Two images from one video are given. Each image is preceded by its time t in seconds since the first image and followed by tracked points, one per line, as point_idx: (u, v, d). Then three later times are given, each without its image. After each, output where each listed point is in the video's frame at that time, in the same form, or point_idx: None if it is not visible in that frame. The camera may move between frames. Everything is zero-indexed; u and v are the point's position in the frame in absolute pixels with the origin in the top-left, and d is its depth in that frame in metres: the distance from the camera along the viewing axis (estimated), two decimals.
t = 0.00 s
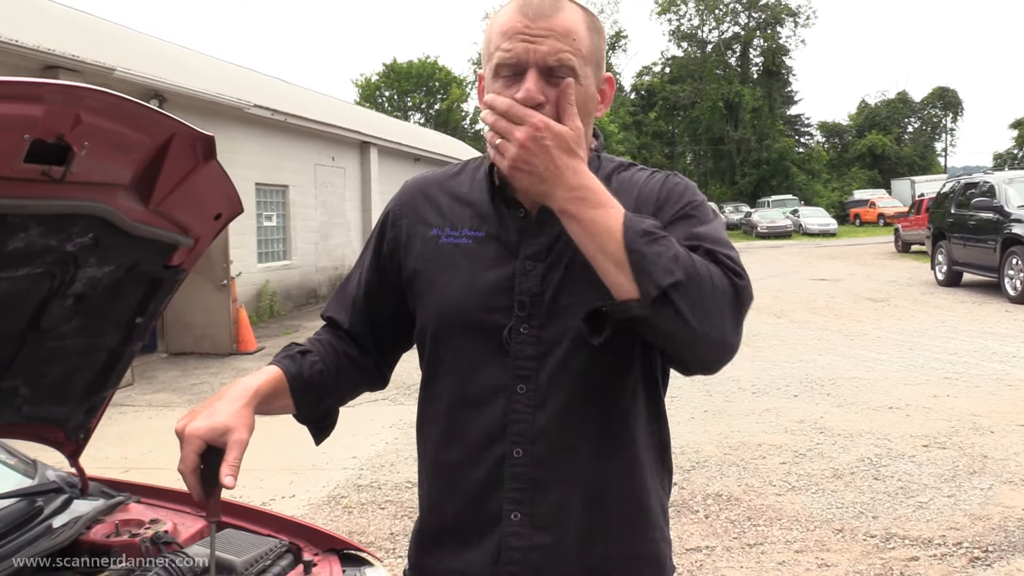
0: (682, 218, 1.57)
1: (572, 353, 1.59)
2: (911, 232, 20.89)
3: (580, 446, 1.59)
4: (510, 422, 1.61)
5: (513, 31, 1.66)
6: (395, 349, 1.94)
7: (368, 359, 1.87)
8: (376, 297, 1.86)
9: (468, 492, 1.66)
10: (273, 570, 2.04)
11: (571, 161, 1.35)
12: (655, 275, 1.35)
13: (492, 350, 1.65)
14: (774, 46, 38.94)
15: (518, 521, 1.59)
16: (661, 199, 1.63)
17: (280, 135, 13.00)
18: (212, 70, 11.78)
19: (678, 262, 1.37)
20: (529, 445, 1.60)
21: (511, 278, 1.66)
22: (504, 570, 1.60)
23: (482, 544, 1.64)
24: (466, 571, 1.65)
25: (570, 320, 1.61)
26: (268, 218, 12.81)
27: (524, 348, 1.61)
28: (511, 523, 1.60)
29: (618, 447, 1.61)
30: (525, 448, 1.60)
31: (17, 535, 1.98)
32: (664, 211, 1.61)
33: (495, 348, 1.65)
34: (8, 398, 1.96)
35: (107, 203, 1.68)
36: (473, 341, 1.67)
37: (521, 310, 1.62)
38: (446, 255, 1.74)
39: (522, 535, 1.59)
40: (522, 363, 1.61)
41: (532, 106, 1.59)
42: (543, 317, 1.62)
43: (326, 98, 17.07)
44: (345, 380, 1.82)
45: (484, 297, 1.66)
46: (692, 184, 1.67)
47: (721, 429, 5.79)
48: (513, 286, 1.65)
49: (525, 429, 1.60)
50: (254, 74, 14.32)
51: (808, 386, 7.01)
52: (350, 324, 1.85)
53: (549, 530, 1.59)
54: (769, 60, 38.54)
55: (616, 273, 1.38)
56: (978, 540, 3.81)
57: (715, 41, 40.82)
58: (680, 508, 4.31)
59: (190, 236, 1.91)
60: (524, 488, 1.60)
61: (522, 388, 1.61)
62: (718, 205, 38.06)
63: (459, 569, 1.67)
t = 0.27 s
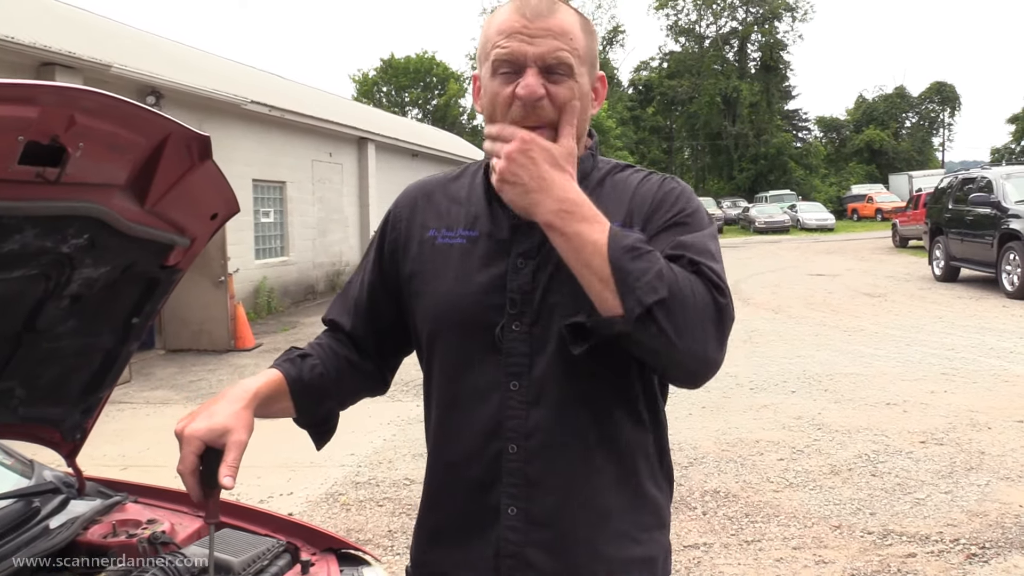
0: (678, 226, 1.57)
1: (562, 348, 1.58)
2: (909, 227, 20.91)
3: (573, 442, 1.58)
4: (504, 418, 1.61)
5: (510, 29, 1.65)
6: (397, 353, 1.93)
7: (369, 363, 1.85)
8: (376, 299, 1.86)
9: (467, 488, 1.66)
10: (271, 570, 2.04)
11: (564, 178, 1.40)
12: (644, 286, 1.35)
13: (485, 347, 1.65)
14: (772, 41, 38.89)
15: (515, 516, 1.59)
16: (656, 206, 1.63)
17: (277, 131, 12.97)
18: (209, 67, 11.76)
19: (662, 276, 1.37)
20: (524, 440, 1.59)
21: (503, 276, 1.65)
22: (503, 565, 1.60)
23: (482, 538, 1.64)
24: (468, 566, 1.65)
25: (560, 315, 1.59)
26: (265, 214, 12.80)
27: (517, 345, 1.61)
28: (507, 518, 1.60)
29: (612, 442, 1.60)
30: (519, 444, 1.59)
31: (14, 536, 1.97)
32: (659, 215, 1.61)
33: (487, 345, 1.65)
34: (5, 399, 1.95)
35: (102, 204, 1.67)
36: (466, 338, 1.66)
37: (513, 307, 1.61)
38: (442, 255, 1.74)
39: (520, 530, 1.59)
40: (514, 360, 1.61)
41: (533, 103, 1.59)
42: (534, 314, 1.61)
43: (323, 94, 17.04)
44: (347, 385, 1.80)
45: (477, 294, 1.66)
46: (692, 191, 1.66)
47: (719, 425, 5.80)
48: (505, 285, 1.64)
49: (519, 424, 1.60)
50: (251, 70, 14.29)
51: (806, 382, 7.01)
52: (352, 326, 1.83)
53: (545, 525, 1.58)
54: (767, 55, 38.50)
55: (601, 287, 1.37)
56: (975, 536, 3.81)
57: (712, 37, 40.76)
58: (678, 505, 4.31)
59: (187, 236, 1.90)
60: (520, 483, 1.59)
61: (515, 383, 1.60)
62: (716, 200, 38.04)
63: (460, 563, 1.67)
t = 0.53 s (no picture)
0: (687, 242, 1.57)
1: (553, 341, 1.57)
2: (907, 215, 20.90)
3: (560, 437, 1.57)
4: (493, 409, 1.61)
5: (504, 26, 1.67)
6: (396, 350, 1.93)
7: (366, 360, 1.85)
8: (377, 294, 1.86)
9: (452, 475, 1.67)
10: (267, 561, 2.04)
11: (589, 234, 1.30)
12: (690, 332, 1.37)
13: (476, 338, 1.65)
14: (772, 27, 38.70)
15: (498, 506, 1.60)
16: (660, 216, 1.62)
17: (274, 118, 12.91)
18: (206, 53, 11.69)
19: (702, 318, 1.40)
20: (511, 432, 1.60)
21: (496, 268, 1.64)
22: (485, 553, 1.62)
23: (464, 526, 1.66)
24: (452, 553, 1.67)
25: (551, 308, 1.58)
26: (263, 202, 12.76)
27: (507, 337, 1.60)
28: (492, 506, 1.61)
29: (602, 438, 1.59)
30: (507, 434, 1.60)
31: (10, 528, 1.97)
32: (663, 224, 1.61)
33: (479, 336, 1.64)
34: None
35: (94, 195, 1.65)
36: (457, 330, 1.66)
37: (505, 299, 1.61)
38: (438, 248, 1.74)
39: (503, 521, 1.60)
40: (504, 352, 1.60)
41: (526, 101, 1.62)
42: (525, 307, 1.59)
43: (320, 80, 16.96)
44: (343, 381, 1.80)
45: (471, 286, 1.66)
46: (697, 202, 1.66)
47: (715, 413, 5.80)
48: (498, 277, 1.64)
49: (507, 416, 1.60)
50: (248, 56, 14.22)
51: (803, 370, 7.02)
52: (352, 322, 1.83)
53: (531, 517, 1.59)
54: (767, 42, 38.34)
55: (651, 344, 1.36)
56: (971, 526, 3.83)
57: (712, 23, 40.53)
58: (675, 494, 4.32)
59: (182, 227, 1.88)
60: (506, 474, 1.60)
61: (505, 375, 1.60)
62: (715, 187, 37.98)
63: (445, 550, 1.68)
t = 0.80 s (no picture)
0: (689, 230, 1.56)
1: (544, 314, 1.56)
2: (905, 192, 20.87)
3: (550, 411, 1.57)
4: (482, 380, 1.60)
5: (490, 10, 1.66)
6: (394, 331, 1.92)
7: (362, 343, 1.83)
8: (376, 273, 1.86)
9: (439, 446, 1.66)
10: (263, 545, 2.03)
11: (630, 259, 1.22)
12: (718, 340, 1.35)
13: (468, 310, 1.64)
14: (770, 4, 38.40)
15: (485, 477, 1.59)
16: (660, 204, 1.61)
17: (268, 99, 12.81)
18: (198, 34, 11.58)
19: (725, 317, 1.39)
20: (501, 402, 1.59)
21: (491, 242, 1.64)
22: (469, 525, 1.61)
23: (450, 497, 1.65)
24: (437, 525, 1.66)
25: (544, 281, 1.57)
26: (258, 183, 12.70)
27: (499, 308, 1.59)
28: (479, 477, 1.60)
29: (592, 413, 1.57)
30: (496, 405, 1.59)
31: (6, 514, 1.97)
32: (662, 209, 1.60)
33: (470, 308, 1.63)
34: None
35: (84, 180, 1.64)
36: (450, 302, 1.65)
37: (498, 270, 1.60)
38: (434, 222, 1.74)
39: (490, 494, 1.59)
40: (495, 323, 1.59)
41: (513, 84, 1.61)
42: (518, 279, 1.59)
43: (315, 61, 16.83)
44: (340, 361, 1.79)
45: (464, 259, 1.65)
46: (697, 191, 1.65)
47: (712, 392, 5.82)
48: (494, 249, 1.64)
49: (497, 387, 1.59)
50: (241, 37, 14.09)
51: (800, 348, 7.04)
52: (352, 300, 1.83)
53: (519, 489, 1.58)
54: (765, 18, 38.06)
55: (681, 354, 1.34)
56: (967, 503, 3.85)
57: None
58: (672, 472, 4.34)
59: (173, 211, 1.87)
60: (494, 445, 1.59)
61: (495, 346, 1.59)
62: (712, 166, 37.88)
63: (431, 521, 1.68)
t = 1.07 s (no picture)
0: (673, 213, 1.55)
1: (533, 302, 1.56)
2: (899, 169, 20.87)
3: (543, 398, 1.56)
4: (473, 368, 1.61)
5: None
6: (385, 321, 1.92)
7: (354, 333, 1.83)
8: (367, 263, 1.85)
9: (433, 434, 1.66)
10: (260, 533, 2.04)
11: (660, 336, 1.17)
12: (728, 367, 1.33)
13: (457, 299, 1.63)
14: None
15: (479, 464, 1.60)
16: (644, 185, 1.60)
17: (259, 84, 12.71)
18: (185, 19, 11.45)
19: (730, 331, 1.35)
20: (493, 390, 1.59)
21: (480, 231, 1.64)
22: (464, 510, 1.61)
23: (444, 484, 1.65)
24: (433, 511, 1.67)
25: (532, 269, 1.57)
26: (250, 169, 12.63)
27: (489, 298, 1.59)
28: (472, 464, 1.60)
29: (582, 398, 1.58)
30: (488, 393, 1.59)
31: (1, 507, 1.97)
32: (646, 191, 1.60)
33: (460, 297, 1.63)
34: None
35: (70, 172, 1.62)
36: (440, 292, 1.65)
37: (488, 259, 1.60)
38: (422, 211, 1.73)
39: (484, 479, 1.59)
40: (486, 311, 1.59)
41: (510, 60, 1.61)
42: (507, 268, 1.59)
43: (304, 44, 16.68)
44: (331, 352, 1.78)
45: (453, 247, 1.65)
46: (682, 172, 1.64)
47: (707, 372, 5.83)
48: (483, 238, 1.63)
49: (488, 374, 1.59)
50: (229, 20, 13.94)
51: (794, 327, 7.06)
52: (342, 291, 1.82)
53: (511, 476, 1.58)
54: None
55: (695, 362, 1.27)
56: (960, 479, 3.88)
57: None
58: (668, 454, 4.36)
59: (162, 201, 1.85)
60: (486, 433, 1.59)
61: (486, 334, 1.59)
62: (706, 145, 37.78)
63: (426, 508, 1.68)
